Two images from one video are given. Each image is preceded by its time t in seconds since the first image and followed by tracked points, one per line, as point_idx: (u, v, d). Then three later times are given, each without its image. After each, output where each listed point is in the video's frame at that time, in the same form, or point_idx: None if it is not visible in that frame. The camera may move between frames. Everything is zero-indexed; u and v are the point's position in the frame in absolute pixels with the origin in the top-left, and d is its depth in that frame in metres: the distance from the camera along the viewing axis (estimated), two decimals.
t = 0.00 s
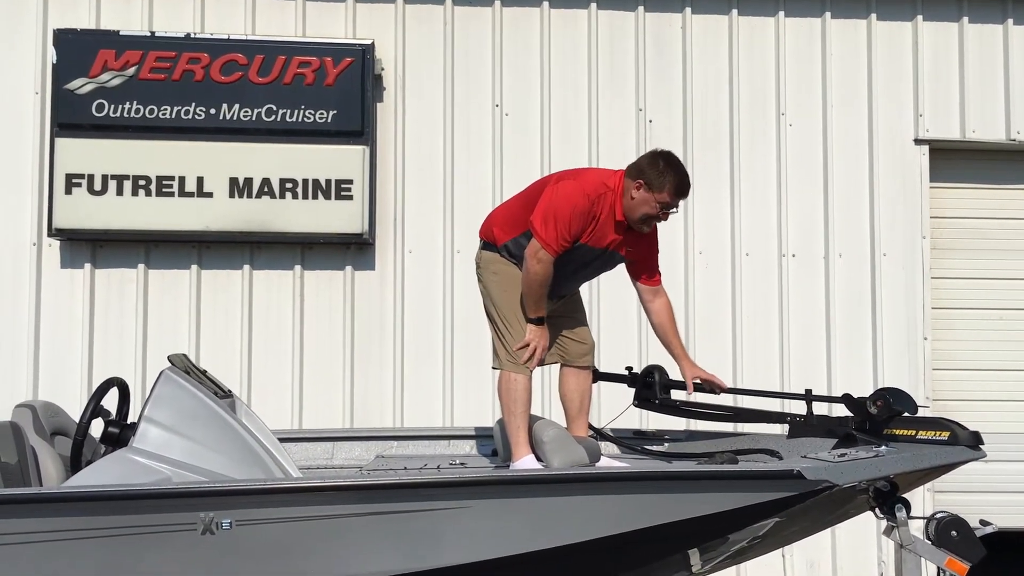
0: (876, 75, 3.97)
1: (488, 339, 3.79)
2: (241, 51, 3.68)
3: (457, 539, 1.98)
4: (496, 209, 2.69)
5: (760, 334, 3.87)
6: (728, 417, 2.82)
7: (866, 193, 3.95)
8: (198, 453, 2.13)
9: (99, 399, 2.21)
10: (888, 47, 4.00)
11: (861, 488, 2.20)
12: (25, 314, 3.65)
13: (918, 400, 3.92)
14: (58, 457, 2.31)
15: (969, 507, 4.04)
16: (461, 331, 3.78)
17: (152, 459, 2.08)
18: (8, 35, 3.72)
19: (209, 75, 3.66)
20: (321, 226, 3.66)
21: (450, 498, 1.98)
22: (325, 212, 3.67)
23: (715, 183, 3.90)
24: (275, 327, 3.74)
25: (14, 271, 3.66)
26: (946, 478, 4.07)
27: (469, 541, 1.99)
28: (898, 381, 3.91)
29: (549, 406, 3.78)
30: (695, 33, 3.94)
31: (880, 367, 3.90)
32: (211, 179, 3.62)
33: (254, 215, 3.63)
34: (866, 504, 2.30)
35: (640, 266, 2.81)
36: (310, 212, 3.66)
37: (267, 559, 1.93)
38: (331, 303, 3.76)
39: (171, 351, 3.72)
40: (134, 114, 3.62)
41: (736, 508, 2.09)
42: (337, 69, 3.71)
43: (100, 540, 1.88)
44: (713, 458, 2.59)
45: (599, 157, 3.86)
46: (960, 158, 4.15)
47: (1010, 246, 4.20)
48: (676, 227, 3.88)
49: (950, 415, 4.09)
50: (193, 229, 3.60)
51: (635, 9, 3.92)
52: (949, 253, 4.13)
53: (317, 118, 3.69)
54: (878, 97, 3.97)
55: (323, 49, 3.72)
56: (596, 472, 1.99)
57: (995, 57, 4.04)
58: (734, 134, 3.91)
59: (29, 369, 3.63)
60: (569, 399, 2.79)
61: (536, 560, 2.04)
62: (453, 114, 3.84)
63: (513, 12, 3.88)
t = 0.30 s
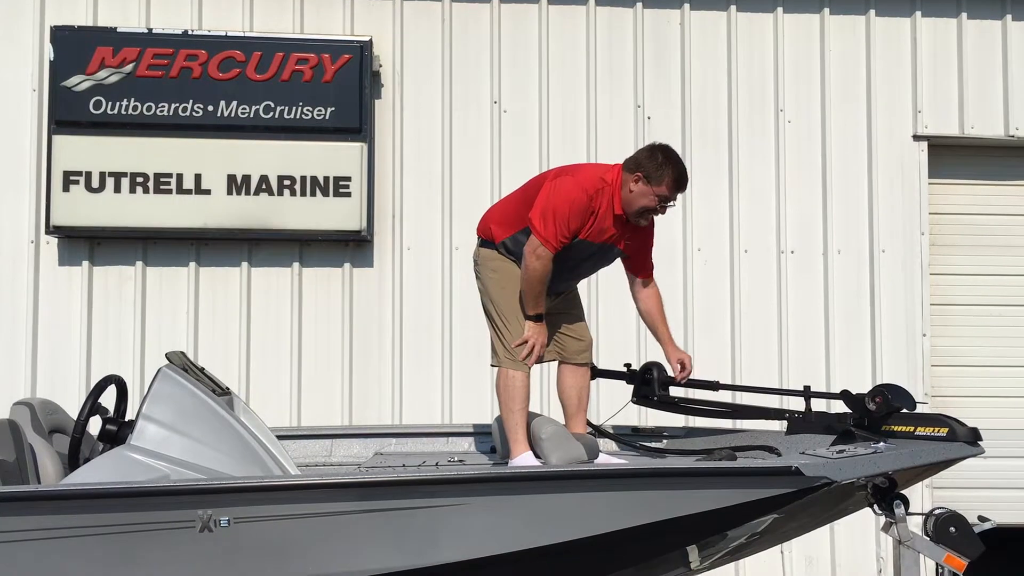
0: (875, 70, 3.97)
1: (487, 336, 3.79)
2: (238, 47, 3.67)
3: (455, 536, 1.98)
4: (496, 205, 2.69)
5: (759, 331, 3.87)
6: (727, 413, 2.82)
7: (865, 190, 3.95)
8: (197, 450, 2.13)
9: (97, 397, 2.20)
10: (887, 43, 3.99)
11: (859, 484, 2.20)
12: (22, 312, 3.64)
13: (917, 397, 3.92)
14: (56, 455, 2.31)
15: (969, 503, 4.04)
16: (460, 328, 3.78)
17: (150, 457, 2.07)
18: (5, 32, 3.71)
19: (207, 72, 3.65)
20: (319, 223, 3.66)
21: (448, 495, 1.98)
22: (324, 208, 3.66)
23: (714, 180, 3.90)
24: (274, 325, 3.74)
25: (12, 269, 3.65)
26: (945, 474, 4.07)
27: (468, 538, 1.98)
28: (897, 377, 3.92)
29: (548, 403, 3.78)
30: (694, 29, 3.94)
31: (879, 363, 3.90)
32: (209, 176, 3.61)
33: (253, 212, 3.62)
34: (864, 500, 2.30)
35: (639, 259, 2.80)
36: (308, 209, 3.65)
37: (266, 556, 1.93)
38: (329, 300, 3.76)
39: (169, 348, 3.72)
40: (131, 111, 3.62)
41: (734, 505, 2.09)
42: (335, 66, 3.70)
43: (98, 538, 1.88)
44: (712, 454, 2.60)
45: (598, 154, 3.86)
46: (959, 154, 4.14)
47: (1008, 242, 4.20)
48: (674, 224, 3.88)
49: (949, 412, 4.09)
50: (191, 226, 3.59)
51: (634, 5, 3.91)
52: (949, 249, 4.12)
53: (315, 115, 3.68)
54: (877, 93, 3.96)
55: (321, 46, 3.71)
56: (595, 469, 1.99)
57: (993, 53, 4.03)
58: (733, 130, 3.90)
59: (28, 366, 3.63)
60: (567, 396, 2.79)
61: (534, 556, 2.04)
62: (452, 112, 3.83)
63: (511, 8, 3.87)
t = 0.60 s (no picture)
0: (875, 70, 3.96)
1: (486, 335, 3.78)
2: (237, 47, 3.66)
3: (455, 536, 1.98)
4: (494, 204, 2.69)
5: (758, 330, 3.87)
6: (726, 412, 2.82)
7: (865, 189, 3.95)
8: (196, 450, 2.13)
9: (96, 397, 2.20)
10: (886, 42, 3.99)
11: (859, 483, 2.20)
12: (22, 312, 3.64)
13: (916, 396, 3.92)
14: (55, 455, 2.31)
15: (969, 502, 4.04)
16: (460, 328, 3.78)
17: (149, 456, 2.07)
18: (4, 31, 3.71)
19: (206, 72, 3.65)
20: (319, 223, 3.66)
21: (447, 494, 1.98)
22: (323, 208, 3.66)
23: (714, 179, 3.90)
24: (274, 324, 3.74)
25: (11, 268, 3.64)
26: (944, 474, 4.07)
27: (468, 538, 1.99)
28: (896, 376, 3.92)
29: (548, 403, 3.78)
30: (694, 29, 3.94)
31: (878, 363, 3.90)
32: (208, 176, 3.61)
33: (252, 212, 3.62)
34: (864, 499, 2.31)
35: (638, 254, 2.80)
36: (307, 208, 3.65)
37: (265, 556, 1.93)
38: (329, 299, 3.76)
39: (169, 348, 3.71)
40: (130, 111, 3.61)
41: (734, 505, 2.09)
42: (334, 65, 3.70)
43: (97, 537, 1.88)
44: (712, 453, 2.60)
45: (598, 153, 3.85)
46: (958, 153, 4.14)
47: (1008, 241, 4.20)
48: (674, 223, 3.88)
49: (948, 411, 4.09)
50: (190, 226, 3.59)
51: (633, 4, 3.91)
52: (948, 248, 4.12)
53: (314, 114, 3.68)
54: (876, 92, 3.96)
55: (320, 45, 3.71)
56: (594, 468, 1.99)
57: (993, 51, 4.03)
58: (733, 129, 3.90)
59: (27, 366, 3.63)
60: (566, 395, 2.79)
61: (534, 556, 2.04)
62: (451, 110, 3.83)
63: (510, 7, 3.87)
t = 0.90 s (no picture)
0: (873, 72, 3.97)
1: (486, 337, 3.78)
2: (237, 49, 3.67)
3: (453, 538, 1.98)
4: (493, 205, 2.69)
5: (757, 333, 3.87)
6: (725, 415, 2.83)
7: (863, 191, 3.95)
8: (196, 452, 2.13)
9: (95, 399, 2.20)
10: (885, 45, 4.00)
11: (858, 486, 2.20)
12: (21, 313, 3.64)
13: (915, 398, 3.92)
14: (54, 456, 2.31)
15: (968, 503, 4.04)
16: (459, 330, 3.78)
17: (149, 458, 2.07)
18: (4, 33, 3.71)
19: (206, 74, 3.65)
20: (318, 225, 3.66)
21: (446, 497, 1.98)
22: (322, 210, 3.66)
23: (713, 181, 3.90)
24: (273, 325, 3.74)
25: (10, 271, 3.64)
26: (943, 475, 4.07)
27: (467, 539, 1.99)
28: (896, 378, 3.92)
29: (547, 405, 3.78)
30: (693, 31, 3.94)
31: (877, 364, 3.90)
32: (207, 178, 3.61)
33: (251, 214, 3.62)
34: (863, 502, 2.31)
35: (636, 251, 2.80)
36: (307, 210, 3.65)
37: (263, 558, 1.93)
38: (328, 302, 3.76)
39: (168, 350, 3.71)
40: (130, 113, 3.62)
41: (733, 507, 2.09)
42: (334, 67, 3.70)
43: (96, 539, 1.88)
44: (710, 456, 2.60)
45: (597, 155, 3.86)
46: (957, 155, 4.15)
47: (1007, 243, 4.21)
48: (674, 225, 3.88)
49: (947, 413, 4.09)
50: (189, 228, 3.59)
51: (632, 6, 3.92)
52: (947, 250, 4.13)
53: (313, 116, 3.68)
54: (875, 94, 3.97)
55: (320, 48, 3.71)
56: (593, 471, 1.99)
57: (992, 53, 4.04)
58: (732, 131, 3.91)
59: (26, 368, 3.63)
60: (564, 397, 2.79)
61: (533, 558, 2.04)
62: (451, 112, 3.83)
63: (510, 10, 3.88)
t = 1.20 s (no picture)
0: (871, 75, 3.98)
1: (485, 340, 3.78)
2: (236, 52, 3.67)
3: (452, 541, 1.98)
4: (491, 207, 2.69)
5: (756, 335, 3.88)
6: (723, 417, 2.83)
7: (861, 194, 3.96)
8: (195, 455, 2.13)
9: (94, 401, 2.20)
10: (883, 48, 4.01)
11: (856, 488, 2.21)
12: (19, 315, 3.63)
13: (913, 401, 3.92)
14: (53, 459, 2.30)
15: (967, 506, 4.04)
16: (458, 333, 3.79)
17: (147, 461, 2.07)
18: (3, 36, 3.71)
19: (204, 76, 3.65)
20: (317, 228, 3.66)
21: (445, 499, 1.98)
22: (321, 213, 3.66)
23: (711, 184, 3.91)
24: (272, 327, 3.74)
25: (8, 273, 3.64)
26: (941, 478, 4.07)
27: (466, 542, 1.99)
28: (894, 381, 3.92)
29: (545, 408, 3.77)
30: (691, 34, 3.95)
31: (875, 367, 3.91)
32: (206, 180, 3.61)
33: (249, 216, 3.62)
34: (861, 504, 2.32)
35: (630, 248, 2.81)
36: (306, 213, 3.66)
37: (262, 561, 1.93)
38: (326, 305, 3.76)
39: (166, 353, 3.71)
40: (129, 115, 3.62)
41: (731, 509, 2.09)
42: (333, 70, 3.71)
43: (94, 542, 1.87)
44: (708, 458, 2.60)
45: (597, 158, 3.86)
46: (955, 158, 4.16)
47: (1005, 246, 4.21)
48: (672, 227, 3.89)
49: (945, 416, 4.10)
50: (188, 230, 3.59)
51: (631, 10, 3.93)
52: (945, 253, 4.14)
53: (312, 119, 3.69)
54: (874, 97, 3.98)
55: (318, 50, 3.72)
56: (591, 473, 2.00)
57: (990, 56, 4.04)
58: (731, 134, 3.91)
59: (24, 371, 3.63)
60: (563, 399, 2.79)
61: (531, 561, 2.04)
62: (450, 115, 3.84)
63: (508, 13, 3.89)
